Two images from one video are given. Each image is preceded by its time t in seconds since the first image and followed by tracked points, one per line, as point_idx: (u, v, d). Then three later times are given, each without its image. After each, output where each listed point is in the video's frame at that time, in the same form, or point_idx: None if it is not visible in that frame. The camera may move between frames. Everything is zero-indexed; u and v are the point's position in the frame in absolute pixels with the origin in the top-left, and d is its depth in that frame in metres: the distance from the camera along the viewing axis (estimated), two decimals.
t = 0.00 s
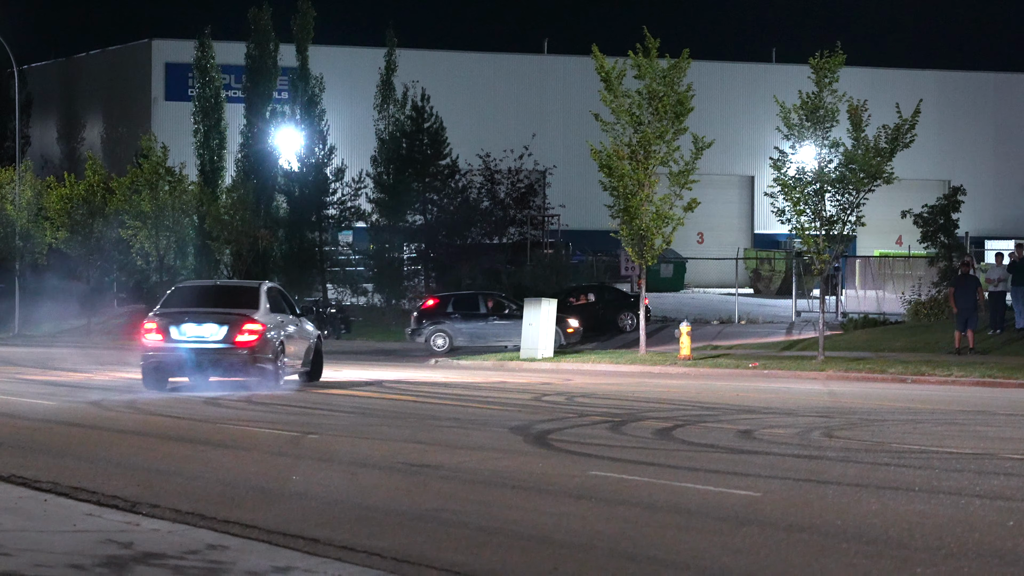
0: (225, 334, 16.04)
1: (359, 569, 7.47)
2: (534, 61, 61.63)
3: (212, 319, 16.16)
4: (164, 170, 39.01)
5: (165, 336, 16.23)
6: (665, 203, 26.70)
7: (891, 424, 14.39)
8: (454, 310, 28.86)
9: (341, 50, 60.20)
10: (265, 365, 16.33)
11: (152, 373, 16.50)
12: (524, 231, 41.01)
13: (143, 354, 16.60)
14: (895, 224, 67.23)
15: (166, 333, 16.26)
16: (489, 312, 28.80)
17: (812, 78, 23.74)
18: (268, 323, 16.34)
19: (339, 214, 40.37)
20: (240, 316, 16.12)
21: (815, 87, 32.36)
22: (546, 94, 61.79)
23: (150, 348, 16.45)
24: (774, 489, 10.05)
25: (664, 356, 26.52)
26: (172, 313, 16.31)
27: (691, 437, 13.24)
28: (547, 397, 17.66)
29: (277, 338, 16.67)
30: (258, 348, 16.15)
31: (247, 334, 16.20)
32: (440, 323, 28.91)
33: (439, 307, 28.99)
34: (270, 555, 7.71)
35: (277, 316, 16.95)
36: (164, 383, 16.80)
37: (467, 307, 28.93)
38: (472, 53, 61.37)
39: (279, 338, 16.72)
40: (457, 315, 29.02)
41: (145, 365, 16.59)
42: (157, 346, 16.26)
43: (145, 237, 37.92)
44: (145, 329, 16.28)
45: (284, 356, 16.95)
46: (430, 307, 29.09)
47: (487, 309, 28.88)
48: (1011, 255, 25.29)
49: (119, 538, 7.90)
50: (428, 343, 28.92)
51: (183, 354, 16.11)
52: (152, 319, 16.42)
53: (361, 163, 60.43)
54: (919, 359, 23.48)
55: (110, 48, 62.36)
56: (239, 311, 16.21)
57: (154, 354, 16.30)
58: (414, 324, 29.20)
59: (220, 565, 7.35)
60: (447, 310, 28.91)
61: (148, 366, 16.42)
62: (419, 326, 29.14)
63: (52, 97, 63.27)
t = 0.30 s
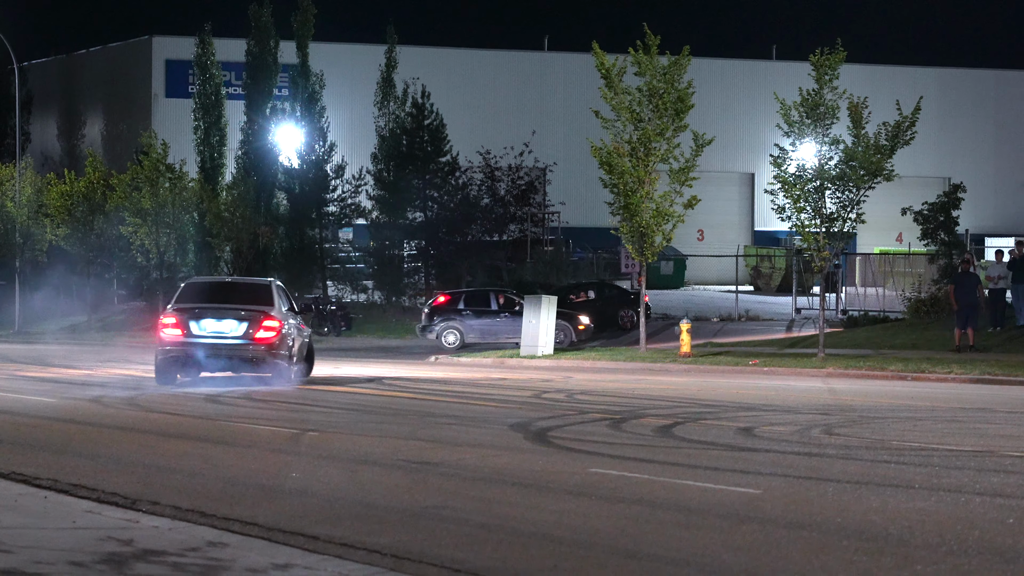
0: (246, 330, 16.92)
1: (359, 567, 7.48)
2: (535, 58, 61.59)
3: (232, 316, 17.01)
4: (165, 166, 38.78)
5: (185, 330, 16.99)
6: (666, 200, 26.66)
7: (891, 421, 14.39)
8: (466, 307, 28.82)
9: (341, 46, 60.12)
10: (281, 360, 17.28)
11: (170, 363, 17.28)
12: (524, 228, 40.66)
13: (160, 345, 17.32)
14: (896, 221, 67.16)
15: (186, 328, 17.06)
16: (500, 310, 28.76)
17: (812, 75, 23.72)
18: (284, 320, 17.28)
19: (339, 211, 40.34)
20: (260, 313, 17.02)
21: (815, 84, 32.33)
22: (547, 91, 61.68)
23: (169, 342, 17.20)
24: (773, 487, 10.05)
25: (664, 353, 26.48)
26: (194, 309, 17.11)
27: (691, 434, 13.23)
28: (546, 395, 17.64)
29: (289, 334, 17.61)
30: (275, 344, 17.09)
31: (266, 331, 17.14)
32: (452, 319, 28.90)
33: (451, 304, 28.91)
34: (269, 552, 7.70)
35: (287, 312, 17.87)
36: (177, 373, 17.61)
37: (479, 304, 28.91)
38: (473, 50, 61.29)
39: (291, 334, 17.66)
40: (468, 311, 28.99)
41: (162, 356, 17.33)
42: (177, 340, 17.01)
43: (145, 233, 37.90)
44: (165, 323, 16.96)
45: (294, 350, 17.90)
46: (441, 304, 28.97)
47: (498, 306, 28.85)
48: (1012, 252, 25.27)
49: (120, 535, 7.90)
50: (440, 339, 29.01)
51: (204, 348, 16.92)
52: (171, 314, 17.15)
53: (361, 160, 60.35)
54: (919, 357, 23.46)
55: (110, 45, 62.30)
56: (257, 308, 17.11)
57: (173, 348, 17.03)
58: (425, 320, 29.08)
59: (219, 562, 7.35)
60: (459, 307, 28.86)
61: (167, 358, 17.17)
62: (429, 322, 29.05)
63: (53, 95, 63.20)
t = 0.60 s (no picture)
0: (259, 328, 17.10)
1: (359, 565, 7.48)
2: (535, 56, 61.59)
3: (244, 314, 17.13)
4: (164, 164, 38.48)
5: (197, 327, 17.03)
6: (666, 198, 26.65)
7: (891, 419, 14.40)
8: (474, 305, 28.92)
9: (341, 45, 60.08)
10: (290, 358, 17.52)
11: (179, 359, 17.30)
12: (524, 226, 40.99)
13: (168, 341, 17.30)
14: (895, 220, 67.21)
15: (198, 325, 17.09)
16: (508, 308, 28.85)
17: (812, 73, 23.73)
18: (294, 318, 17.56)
19: (339, 209, 40.19)
20: (273, 312, 17.20)
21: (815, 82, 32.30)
22: (546, 90, 61.66)
23: (179, 337, 17.20)
24: (773, 485, 10.05)
25: (664, 351, 26.48)
26: (206, 306, 17.13)
27: (691, 433, 13.23)
28: (546, 393, 17.65)
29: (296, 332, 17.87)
30: (287, 342, 17.35)
31: (276, 328, 17.36)
32: (460, 317, 29.02)
33: (459, 302, 29.01)
34: (268, 550, 7.71)
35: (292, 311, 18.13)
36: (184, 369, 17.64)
37: (486, 302, 28.98)
38: (473, 48, 61.23)
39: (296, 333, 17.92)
40: (476, 309, 29.09)
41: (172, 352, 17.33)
42: (189, 337, 17.05)
43: (145, 231, 37.91)
44: (177, 320, 16.96)
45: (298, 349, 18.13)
46: (449, 302, 29.08)
47: (506, 304, 28.91)
48: (1012, 251, 25.28)
49: (120, 533, 7.89)
50: (448, 337, 29.11)
51: (218, 345, 16.99)
52: (182, 310, 17.12)
53: (361, 159, 60.35)
54: (919, 355, 23.47)
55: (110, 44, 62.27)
56: (269, 306, 17.31)
57: (185, 344, 17.02)
58: (433, 318, 29.19)
59: (219, 561, 7.35)
60: (467, 305, 28.98)
61: (177, 354, 17.18)
62: (438, 320, 29.15)
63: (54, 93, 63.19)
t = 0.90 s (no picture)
0: (275, 324, 17.72)
1: (360, 562, 7.48)
2: (537, 54, 61.56)
3: (259, 310, 17.71)
4: (166, 161, 38.58)
5: (213, 322, 17.43)
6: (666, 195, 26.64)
7: (892, 416, 14.39)
8: (486, 301, 28.98)
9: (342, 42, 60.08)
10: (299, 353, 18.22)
11: (191, 356, 17.59)
12: (525, 224, 41.33)
13: (181, 338, 17.56)
14: (896, 217, 67.16)
15: (213, 320, 17.48)
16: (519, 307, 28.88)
17: (814, 70, 23.71)
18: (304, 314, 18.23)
19: (340, 207, 40.06)
20: (286, 308, 17.84)
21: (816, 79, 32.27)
22: (548, 88, 61.65)
23: (191, 333, 17.50)
24: (775, 482, 10.06)
25: (665, 348, 26.47)
26: (222, 302, 17.58)
27: (692, 430, 13.24)
28: (548, 390, 17.65)
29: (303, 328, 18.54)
30: (299, 338, 18.04)
31: (288, 324, 18.00)
32: (472, 315, 29.12)
33: (471, 299, 29.11)
34: (271, 547, 7.72)
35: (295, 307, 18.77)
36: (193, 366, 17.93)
37: (498, 298, 29.03)
38: (473, 46, 61.16)
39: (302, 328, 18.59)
40: (488, 306, 29.13)
41: (184, 348, 17.60)
42: (207, 332, 17.40)
43: (146, 228, 37.98)
44: (194, 315, 17.32)
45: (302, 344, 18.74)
46: (461, 299, 29.18)
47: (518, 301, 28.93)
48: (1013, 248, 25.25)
49: (121, 530, 7.90)
50: (461, 334, 29.25)
51: (234, 340, 17.46)
52: (197, 305, 17.48)
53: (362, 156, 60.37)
54: (919, 353, 23.46)
55: (111, 41, 62.28)
56: (282, 302, 17.94)
57: (200, 339, 17.40)
58: (445, 315, 29.33)
59: (221, 557, 7.36)
60: (479, 301, 29.05)
61: (191, 350, 17.48)
62: (450, 317, 29.30)
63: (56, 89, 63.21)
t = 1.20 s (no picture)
0: (288, 321, 17.85)
1: (367, 558, 7.48)
2: (543, 51, 61.49)
3: (274, 306, 17.82)
4: (173, 158, 38.74)
5: (227, 319, 17.52)
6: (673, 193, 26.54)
7: (899, 414, 14.35)
8: (501, 298, 28.95)
9: (348, 39, 60.10)
10: (311, 348, 18.37)
11: (205, 352, 17.72)
12: (531, 220, 40.75)
13: (194, 334, 17.67)
14: (902, 214, 67.06)
15: (228, 317, 17.56)
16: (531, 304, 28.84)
17: (820, 68, 23.65)
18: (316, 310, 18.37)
19: (346, 204, 40.00)
20: (300, 305, 17.96)
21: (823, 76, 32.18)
22: (553, 85, 61.61)
23: (206, 329, 17.58)
24: (781, 480, 10.04)
25: (671, 345, 26.45)
26: (237, 298, 17.67)
27: (699, 428, 13.21)
28: (554, 387, 17.63)
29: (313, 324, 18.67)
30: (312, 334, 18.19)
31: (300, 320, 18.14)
32: (486, 311, 29.07)
33: (485, 296, 29.08)
34: (278, 544, 7.72)
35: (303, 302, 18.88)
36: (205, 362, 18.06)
37: (513, 296, 29.01)
38: (479, 43, 61.08)
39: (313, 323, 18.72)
40: (502, 303, 29.11)
41: (197, 345, 17.70)
42: (222, 329, 17.51)
43: (153, 225, 38.06)
44: (208, 312, 17.40)
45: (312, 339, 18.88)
46: (476, 295, 29.13)
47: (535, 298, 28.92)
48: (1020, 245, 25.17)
49: (128, 527, 7.90)
50: (475, 331, 29.15)
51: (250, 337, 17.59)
52: (212, 302, 17.55)
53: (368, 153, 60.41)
54: (925, 350, 23.43)
55: (117, 38, 62.34)
56: (295, 298, 18.05)
57: (215, 336, 17.51)
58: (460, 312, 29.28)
59: (228, 555, 7.35)
60: (494, 298, 29.01)
61: (206, 347, 17.60)
62: (465, 314, 29.25)
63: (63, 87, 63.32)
